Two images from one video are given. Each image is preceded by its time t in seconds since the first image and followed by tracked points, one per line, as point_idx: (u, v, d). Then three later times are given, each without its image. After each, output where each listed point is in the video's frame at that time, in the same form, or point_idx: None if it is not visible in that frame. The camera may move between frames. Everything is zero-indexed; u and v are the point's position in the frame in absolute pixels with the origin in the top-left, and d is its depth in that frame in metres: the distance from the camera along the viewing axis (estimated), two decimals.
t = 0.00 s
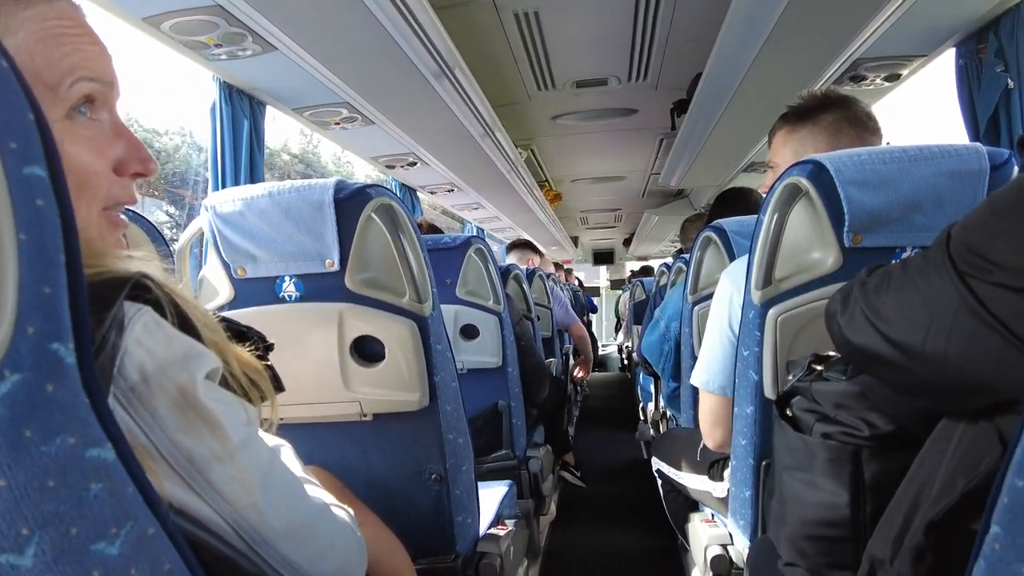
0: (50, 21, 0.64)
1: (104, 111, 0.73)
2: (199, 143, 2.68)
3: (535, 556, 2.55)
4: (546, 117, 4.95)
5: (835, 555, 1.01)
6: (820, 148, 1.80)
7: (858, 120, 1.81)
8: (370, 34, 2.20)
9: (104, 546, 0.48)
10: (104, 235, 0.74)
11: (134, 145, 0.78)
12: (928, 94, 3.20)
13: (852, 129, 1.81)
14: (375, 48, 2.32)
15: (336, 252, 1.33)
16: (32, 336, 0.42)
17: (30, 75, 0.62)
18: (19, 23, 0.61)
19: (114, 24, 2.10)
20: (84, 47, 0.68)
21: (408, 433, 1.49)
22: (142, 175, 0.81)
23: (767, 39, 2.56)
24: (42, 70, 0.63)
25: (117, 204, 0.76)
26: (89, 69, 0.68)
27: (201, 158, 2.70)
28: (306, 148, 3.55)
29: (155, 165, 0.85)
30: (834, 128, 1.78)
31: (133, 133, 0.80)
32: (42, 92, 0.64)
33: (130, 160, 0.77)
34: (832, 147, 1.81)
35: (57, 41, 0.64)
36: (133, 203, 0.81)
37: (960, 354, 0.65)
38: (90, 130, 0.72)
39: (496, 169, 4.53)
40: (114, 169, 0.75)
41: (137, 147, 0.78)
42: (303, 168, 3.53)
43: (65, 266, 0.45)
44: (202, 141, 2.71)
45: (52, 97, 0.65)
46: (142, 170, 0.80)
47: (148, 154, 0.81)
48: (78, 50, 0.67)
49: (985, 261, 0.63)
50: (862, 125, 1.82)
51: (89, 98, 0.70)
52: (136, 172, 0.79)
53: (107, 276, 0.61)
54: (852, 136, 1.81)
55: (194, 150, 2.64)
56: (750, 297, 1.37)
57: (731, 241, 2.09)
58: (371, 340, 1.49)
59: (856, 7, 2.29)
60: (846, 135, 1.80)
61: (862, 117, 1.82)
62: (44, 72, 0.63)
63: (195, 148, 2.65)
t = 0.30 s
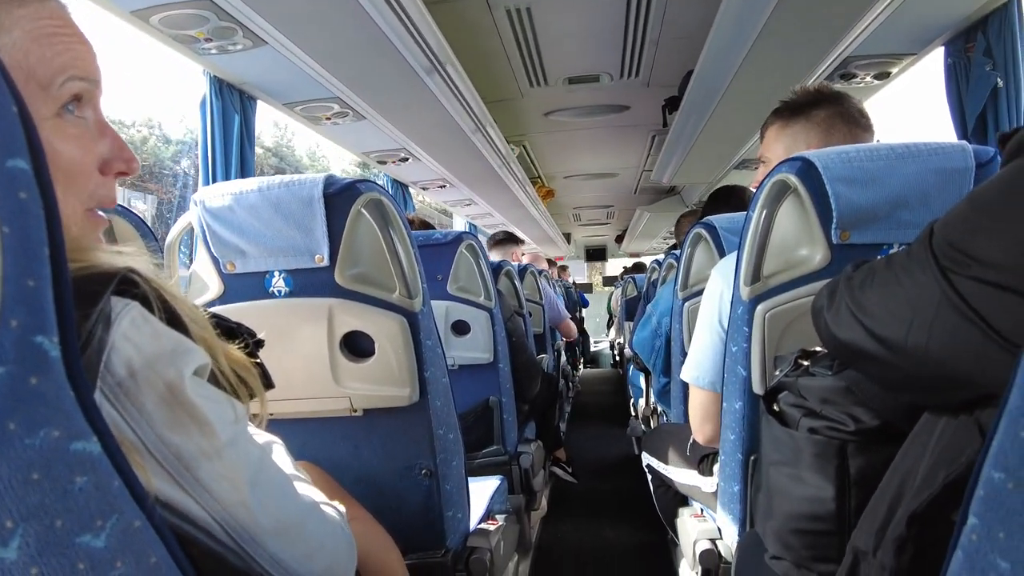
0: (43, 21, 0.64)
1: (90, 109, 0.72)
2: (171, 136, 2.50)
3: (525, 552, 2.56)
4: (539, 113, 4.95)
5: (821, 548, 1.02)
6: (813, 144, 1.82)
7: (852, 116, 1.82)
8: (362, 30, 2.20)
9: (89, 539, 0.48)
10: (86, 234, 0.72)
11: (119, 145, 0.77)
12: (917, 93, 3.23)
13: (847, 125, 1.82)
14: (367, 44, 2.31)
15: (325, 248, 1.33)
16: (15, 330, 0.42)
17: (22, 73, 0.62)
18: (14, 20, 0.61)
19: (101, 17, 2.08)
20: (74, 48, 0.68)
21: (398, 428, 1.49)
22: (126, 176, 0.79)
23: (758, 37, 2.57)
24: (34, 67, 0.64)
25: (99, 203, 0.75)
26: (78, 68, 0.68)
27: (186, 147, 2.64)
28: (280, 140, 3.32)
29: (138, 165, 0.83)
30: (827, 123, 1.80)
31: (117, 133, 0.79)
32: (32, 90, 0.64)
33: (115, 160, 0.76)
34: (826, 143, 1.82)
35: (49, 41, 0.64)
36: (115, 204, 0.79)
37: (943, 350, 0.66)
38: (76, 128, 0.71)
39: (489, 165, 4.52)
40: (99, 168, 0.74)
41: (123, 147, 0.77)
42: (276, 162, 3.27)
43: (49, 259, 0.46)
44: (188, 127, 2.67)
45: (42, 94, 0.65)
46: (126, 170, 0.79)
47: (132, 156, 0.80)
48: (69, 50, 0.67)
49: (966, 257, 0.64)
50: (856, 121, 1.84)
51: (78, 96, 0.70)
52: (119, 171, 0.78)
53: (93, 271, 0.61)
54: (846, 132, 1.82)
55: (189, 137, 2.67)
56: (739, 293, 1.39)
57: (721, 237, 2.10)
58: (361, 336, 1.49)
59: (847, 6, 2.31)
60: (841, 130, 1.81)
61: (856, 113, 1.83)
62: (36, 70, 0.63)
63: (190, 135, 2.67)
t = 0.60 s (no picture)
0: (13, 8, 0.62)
1: (70, 98, 0.71)
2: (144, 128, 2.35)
3: (519, 547, 2.57)
4: (532, 110, 4.95)
5: (813, 542, 1.03)
6: (813, 139, 1.82)
7: (850, 111, 1.83)
8: (356, 26, 2.19)
9: (83, 537, 0.47)
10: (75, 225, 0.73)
11: (101, 134, 0.77)
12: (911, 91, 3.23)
13: (845, 120, 1.83)
14: (360, 40, 2.30)
15: (319, 244, 1.32)
16: (7, 327, 0.42)
17: None
18: None
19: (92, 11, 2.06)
20: (48, 35, 0.67)
21: (392, 424, 1.49)
22: (110, 164, 0.79)
23: (751, 34, 2.58)
24: (7, 55, 0.62)
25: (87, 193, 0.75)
26: (54, 56, 0.67)
27: (161, 139, 2.51)
28: (258, 134, 3.16)
29: (122, 154, 0.83)
30: (826, 118, 1.81)
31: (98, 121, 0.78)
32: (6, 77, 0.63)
33: (97, 148, 0.76)
34: (824, 138, 1.83)
35: (20, 27, 0.63)
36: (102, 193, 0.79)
37: (935, 345, 0.67)
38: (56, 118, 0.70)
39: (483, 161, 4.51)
40: (82, 157, 0.74)
41: (105, 135, 0.77)
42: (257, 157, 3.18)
43: (40, 254, 0.45)
44: (164, 119, 2.53)
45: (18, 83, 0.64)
46: (111, 159, 0.78)
47: (116, 144, 0.79)
48: (41, 36, 0.66)
49: (958, 253, 0.64)
50: (853, 116, 1.85)
51: (56, 84, 0.68)
52: (105, 160, 0.78)
53: (85, 267, 0.60)
54: (844, 127, 1.84)
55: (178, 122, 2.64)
56: (732, 289, 1.39)
57: (715, 234, 2.12)
58: (355, 332, 1.49)
59: (840, 4, 2.31)
60: (839, 125, 1.83)
61: (855, 108, 1.84)
62: (10, 58, 0.62)
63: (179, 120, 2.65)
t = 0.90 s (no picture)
0: None
1: (57, 90, 0.71)
2: (122, 121, 2.22)
3: (512, 544, 2.57)
4: (524, 107, 4.94)
5: (805, 536, 1.04)
6: (803, 134, 1.84)
7: (842, 106, 1.84)
8: (347, 23, 2.17)
9: (73, 538, 0.47)
10: (65, 217, 0.73)
11: (92, 124, 0.76)
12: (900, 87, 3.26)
13: (836, 115, 1.84)
14: (351, 37, 2.29)
15: (310, 241, 1.32)
16: None
17: None
18: None
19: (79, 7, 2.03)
20: (32, 24, 0.64)
21: (385, 422, 1.49)
22: (103, 155, 0.79)
23: (742, 31, 2.58)
24: None
25: (78, 186, 0.75)
26: (37, 44, 0.65)
27: (140, 132, 2.39)
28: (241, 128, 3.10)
29: (115, 144, 0.82)
30: (817, 113, 1.82)
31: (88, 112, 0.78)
32: None
33: (89, 140, 0.75)
34: (814, 133, 1.84)
35: (4, 18, 0.61)
36: (95, 184, 0.79)
37: (922, 340, 0.67)
38: (44, 110, 0.70)
39: (475, 158, 4.50)
40: (73, 148, 0.73)
41: (96, 126, 0.76)
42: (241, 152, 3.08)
43: (27, 253, 0.45)
44: (142, 111, 2.40)
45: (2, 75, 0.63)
46: (103, 149, 0.78)
47: (108, 134, 0.79)
48: (24, 27, 0.63)
49: (944, 249, 0.65)
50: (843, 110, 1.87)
51: (41, 76, 0.68)
52: (97, 151, 0.77)
53: (74, 266, 0.60)
54: (835, 122, 1.85)
55: (162, 114, 2.59)
56: (724, 286, 1.40)
57: (706, 230, 2.12)
58: (347, 330, 1.49)
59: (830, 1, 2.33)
60: (830, 120, 1.84)
61: (846, 103, 1.85)
62: None
63: (171, 119, 2.65)
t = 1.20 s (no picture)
0: None
1: (66, 93, 0.70)
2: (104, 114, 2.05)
3: (509, 540, 2.58)
4: (519, 103, 4.93)
5: (800, 530, 1.05)
6: (788, 132, 1.85)
7: (831, 104, 1.83)
8: (341, 19, 2.16)
9: (75, 535, 0.47)
10: (70, 221, 0.71)
11: (98, 129, 0.75)
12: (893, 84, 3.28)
13: (825, 112, 1.83)
14: (345, 34, 2.28)
15: (306, 239, 1.31)
16: None
17: None
18: None
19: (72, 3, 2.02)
20: (42, 28, 0.66)
21: (381, 420, 1.49)
22: (108, 160, 0.77)
23: (736, 28, 2.59)
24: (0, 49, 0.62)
25: (84, 189, 0.73)
26: (47, 49, 0.66)
27: (123, 127, 2.22)
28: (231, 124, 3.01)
29: (121, 151, 0.81)
30: (804, 110, 1.82)
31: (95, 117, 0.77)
32: None
33: (95, 144, 0.74)
34: (801, 131, 1.84)
35: (14, 21, 0.63)
36: (100, 189, 0.78)
37: (917, 335, 0.68)
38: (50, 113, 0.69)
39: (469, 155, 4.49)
40: (77, 151, 0.72)
41: (102, 130, 0.75)
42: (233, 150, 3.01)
43: (25, 250, 0.44)
44: (125, 104, 2.24)
45: (10, 77, 0.63)
46: (108, 154, 0.77)
47: (113, 139, 0.78)
48: (35, 31, 0.65)
49: (940, 244, 0.65)
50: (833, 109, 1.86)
51: (49, 79, 0.68)
52: (102, 156, 0.76)
53: (74, 263, 0.60)
54: (824, 119, 1.85)
55: (145, 107, 2.45)
56: (719, 282, 1.41)
57: (700, 227, 2.13)
58: (343, 328, 1.49)
59: None
60: (818, 117, 1.84)
61: (836, 100, 1.84)
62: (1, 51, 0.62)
63: (157, 112, 2.55)
